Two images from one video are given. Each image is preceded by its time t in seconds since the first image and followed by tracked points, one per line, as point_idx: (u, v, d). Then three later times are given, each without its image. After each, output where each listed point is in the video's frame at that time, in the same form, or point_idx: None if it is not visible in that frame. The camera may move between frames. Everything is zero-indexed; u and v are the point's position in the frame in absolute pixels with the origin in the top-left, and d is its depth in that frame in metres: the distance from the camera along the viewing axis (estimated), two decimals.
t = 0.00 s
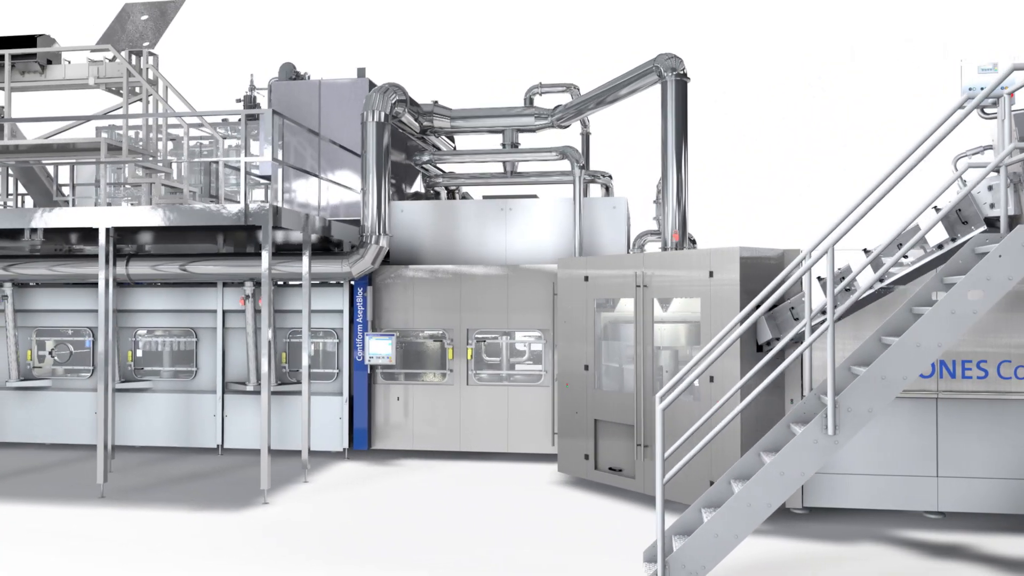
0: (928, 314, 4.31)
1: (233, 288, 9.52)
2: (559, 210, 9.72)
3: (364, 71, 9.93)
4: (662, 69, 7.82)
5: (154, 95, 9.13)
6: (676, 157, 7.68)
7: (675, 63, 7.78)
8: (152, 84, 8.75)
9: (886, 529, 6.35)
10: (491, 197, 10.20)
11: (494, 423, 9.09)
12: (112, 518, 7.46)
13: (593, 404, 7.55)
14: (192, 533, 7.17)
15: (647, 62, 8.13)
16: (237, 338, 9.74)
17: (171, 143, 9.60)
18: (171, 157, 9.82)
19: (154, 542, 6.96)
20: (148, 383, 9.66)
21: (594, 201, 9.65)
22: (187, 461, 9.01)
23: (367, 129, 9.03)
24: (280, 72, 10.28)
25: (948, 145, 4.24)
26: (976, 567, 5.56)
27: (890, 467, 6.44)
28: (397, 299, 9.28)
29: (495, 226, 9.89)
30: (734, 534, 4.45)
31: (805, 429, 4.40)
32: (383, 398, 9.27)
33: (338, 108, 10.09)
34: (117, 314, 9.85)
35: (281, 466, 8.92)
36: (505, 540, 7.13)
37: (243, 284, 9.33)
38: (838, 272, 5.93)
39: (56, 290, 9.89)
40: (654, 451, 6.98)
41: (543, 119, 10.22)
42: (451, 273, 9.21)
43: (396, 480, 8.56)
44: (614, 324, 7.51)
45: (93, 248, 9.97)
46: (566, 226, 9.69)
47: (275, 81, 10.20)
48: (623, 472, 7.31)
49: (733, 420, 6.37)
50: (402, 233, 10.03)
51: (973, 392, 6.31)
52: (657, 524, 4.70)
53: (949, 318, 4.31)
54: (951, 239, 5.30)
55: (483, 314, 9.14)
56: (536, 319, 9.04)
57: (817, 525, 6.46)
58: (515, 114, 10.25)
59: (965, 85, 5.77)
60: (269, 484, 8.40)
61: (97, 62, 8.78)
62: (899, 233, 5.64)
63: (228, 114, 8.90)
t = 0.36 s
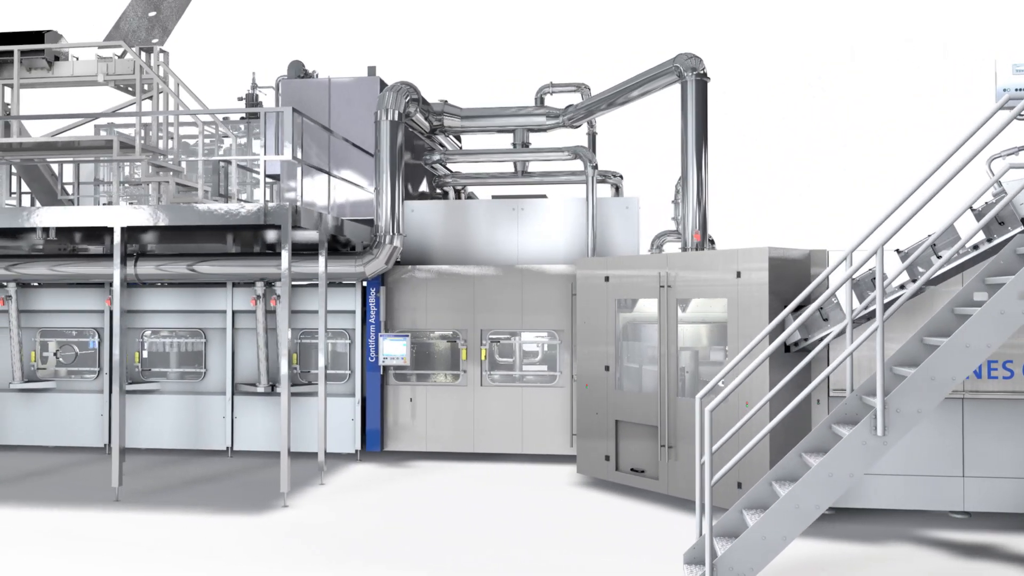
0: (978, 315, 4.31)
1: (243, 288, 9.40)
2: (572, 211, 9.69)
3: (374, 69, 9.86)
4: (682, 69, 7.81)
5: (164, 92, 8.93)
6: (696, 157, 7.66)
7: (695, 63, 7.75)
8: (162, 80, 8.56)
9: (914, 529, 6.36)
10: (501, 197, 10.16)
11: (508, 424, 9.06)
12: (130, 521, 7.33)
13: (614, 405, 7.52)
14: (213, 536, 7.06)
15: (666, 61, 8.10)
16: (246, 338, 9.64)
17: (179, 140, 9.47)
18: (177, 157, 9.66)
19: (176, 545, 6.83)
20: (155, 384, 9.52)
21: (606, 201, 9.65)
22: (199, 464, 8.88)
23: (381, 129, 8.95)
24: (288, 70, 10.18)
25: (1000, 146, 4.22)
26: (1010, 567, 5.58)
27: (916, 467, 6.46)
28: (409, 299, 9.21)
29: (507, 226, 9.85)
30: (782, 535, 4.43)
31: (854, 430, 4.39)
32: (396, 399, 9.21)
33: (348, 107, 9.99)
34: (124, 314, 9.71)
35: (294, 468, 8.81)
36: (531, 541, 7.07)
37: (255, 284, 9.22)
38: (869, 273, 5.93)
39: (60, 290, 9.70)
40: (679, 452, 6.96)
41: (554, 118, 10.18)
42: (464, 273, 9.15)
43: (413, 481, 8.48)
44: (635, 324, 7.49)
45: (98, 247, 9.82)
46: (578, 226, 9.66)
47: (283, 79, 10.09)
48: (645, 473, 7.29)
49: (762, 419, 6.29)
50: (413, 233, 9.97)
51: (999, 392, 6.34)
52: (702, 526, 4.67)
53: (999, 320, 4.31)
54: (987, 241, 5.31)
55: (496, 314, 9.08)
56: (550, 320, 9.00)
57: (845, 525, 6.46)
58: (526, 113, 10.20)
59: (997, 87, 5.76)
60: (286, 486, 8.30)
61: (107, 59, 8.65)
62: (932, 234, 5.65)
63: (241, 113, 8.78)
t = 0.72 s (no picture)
0: None
1: (254, 288, 9.26)
2: (585, 211, 9.64)
3: (385, 67, 9.78)
4: (703, 69, 7.78)
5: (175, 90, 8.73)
6: (717, 156, 7.64)
7: (716, 63, 7.73)
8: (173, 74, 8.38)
9: (941, 529, 6.37)
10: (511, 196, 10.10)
11: (523, 425, 8.99)
12: (148, 526, 7.18)
13: (636, 406, 7.48)
14: (234, 539, 6.93)
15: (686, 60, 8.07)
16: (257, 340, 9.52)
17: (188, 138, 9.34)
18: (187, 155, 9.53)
19: (198, 548, 6.70)
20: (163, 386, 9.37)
21: (619, 202, 9.63)
22: (210, 467, 8.74)
23: (394, 128, 8.86)
24: (297, 68, 10.07)
25: None
26: None
27: (943, 467, 6.46)
28: (422, 299, 9.13)
29: (519, 226, 9.78)
30: (833, 538, 4.40)
31: (905, 431, 4.37)
32: (409, 401, 9.12)
33: (358, 106, 9.89)
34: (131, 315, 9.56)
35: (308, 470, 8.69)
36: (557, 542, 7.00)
37: (266, 285, 9.11)
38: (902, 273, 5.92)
39: (64, 291, 9.51)
40: (704, 453, 6.94)
41: (565, 118, 10.13)
42: (478, 274, 9.07)
43: (429, 484, 8.40)
44: (657, 325, 7.45)
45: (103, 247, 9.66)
46: (591, 226, 9.61)
47: (293, 77, 9.97)
48: (670, 475, 7.26)
49: (793, 419, 6.26)
50: (424, 233, 9.88)
51: None
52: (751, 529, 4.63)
53: None
54: None
55: (511, 314, 9.02)
56: (566, 320, 8.94)
57: (873, 526, 6.45)
58: (537, 113, 10.15)
59: None
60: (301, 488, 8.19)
61: (117, 55, 8.53)
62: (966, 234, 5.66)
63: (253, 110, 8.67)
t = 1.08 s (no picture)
0: None
1: (265, 288, 9.13)
2: (598, 211, 9.60)
3: (397, 65, 9.67)
4: (724, 69, 7.76)
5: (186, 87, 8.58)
6: (739, 157, 7.63)
7: (738, 63, 7.71)
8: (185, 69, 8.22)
9: (971, 529, 6.39)
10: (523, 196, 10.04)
11: (539, 426, 8.94)
12: (168, 530, 7.03)
13: (660, 407, 7.44)
14: (257, 543, 6.81)
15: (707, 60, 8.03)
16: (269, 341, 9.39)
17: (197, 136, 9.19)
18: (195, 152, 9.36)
19: (222, 552, 6.57)
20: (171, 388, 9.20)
21: (633, 202, 9.60)
22: (224, 470, 8.60)
23: (410, 126, 8.77)
24: (306, 66, 9.95)
25: None
26: None
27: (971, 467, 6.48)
28: (437, 300, 9.05)
29: (532, 226, 9.72)
30: (886, 540, 4.38)
31: (958, 431, 4.36)
32: (424, 402, 9.04)
33: (369, 105, 9.76)
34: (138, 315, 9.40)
35: (324, 471, 8.58)
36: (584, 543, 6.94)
37: (279, 285, 8.98)
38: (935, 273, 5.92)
39: (70, 291, 9.34)
40: (730, 454, 6.93)
41: (577, 118, 10.08)
42: (493, 274, 9.01)
43: (447, 485, 8.32)
44: (680, 325, 7.43)
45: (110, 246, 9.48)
46: (604, 226, 9.58)
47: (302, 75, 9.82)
48: (694, 476, 7.24)
49: (824, 420, 6.22)
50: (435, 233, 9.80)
51: None
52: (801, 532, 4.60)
53: None
54: None
55: (526, 315, 8.97)
56: (582, 320, 8.90)
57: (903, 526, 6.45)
58: (549, 112, 10.09)
59: None
60: (319, 491, 8.07)
61: (128, 51, 8.40)
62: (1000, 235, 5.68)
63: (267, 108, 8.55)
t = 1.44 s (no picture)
0: None
1: (277, 288, 9.00)
2: (612, 211, 9.58)
3: (410, 64, 9.57)
4: (747, 69, 7.75)
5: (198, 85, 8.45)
6: (762, 157, 7.62)
7: (760, 63, 7.71)
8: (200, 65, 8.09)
9: (1000, 529, 6.40)
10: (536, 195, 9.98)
11: (555, 428, 8.90)
12: (189, 534, 6.88)
13: (684, 407, 7.42)
14: (281, 546, 6.68)
15: (728, 60, 8.02)
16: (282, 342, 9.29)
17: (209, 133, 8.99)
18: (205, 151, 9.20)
19: (248, 553, 6.45)
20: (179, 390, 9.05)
21: (647, 202, 9.59)
22: (237, 473, 8.46)
23: (427, 124, 8.68)
24: (317, 64, 9.83)
25: None
26: None
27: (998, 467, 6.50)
28: (451, 300, 8.98)
29: (546, 226, 9.67)
30: (941, 541, 4.37)
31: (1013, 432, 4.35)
32: (439, 404, 8.96)
33: (383, 103, 9.59)
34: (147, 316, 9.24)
35: (340, 474, 8.47)
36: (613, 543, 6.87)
37: (292, 286, 8.86)
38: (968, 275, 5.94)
39: (76, 291, 9.15)
40: (757, 455, 6.91)
41: (590, 118, 10.04)
42: (509, 273, 8.95)
43: (465, 486, 8.23)
44: (703, 326, 7.40)
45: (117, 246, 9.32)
46: (618, 227, 9.55)
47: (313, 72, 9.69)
48: (719, 477, 7.22)
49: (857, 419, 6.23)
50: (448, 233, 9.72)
51: None
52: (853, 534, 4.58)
53: None
54: None
55: (542, 315, 8.92)
56: (599, 321, 8.86)
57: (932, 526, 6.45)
58: (561, 112, 10.05)
59: None
60: (336, 493, 7.95)
61: (140, 47, 8.26)
62: None
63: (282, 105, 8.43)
